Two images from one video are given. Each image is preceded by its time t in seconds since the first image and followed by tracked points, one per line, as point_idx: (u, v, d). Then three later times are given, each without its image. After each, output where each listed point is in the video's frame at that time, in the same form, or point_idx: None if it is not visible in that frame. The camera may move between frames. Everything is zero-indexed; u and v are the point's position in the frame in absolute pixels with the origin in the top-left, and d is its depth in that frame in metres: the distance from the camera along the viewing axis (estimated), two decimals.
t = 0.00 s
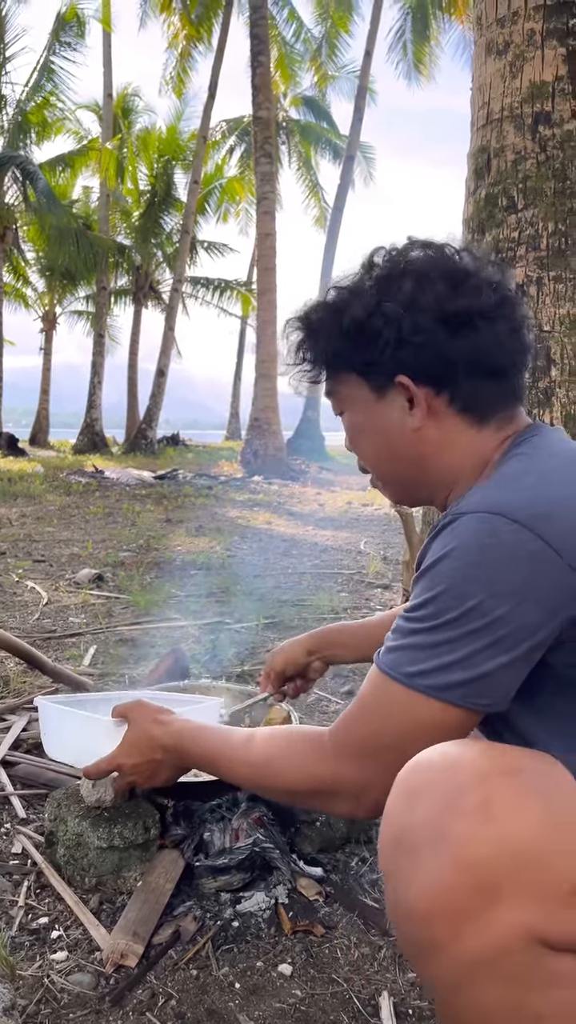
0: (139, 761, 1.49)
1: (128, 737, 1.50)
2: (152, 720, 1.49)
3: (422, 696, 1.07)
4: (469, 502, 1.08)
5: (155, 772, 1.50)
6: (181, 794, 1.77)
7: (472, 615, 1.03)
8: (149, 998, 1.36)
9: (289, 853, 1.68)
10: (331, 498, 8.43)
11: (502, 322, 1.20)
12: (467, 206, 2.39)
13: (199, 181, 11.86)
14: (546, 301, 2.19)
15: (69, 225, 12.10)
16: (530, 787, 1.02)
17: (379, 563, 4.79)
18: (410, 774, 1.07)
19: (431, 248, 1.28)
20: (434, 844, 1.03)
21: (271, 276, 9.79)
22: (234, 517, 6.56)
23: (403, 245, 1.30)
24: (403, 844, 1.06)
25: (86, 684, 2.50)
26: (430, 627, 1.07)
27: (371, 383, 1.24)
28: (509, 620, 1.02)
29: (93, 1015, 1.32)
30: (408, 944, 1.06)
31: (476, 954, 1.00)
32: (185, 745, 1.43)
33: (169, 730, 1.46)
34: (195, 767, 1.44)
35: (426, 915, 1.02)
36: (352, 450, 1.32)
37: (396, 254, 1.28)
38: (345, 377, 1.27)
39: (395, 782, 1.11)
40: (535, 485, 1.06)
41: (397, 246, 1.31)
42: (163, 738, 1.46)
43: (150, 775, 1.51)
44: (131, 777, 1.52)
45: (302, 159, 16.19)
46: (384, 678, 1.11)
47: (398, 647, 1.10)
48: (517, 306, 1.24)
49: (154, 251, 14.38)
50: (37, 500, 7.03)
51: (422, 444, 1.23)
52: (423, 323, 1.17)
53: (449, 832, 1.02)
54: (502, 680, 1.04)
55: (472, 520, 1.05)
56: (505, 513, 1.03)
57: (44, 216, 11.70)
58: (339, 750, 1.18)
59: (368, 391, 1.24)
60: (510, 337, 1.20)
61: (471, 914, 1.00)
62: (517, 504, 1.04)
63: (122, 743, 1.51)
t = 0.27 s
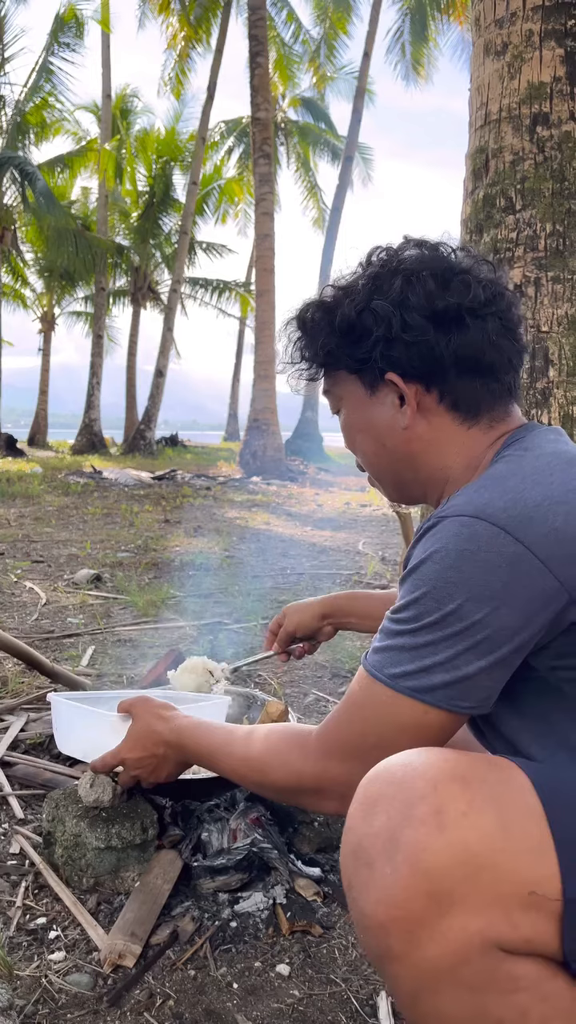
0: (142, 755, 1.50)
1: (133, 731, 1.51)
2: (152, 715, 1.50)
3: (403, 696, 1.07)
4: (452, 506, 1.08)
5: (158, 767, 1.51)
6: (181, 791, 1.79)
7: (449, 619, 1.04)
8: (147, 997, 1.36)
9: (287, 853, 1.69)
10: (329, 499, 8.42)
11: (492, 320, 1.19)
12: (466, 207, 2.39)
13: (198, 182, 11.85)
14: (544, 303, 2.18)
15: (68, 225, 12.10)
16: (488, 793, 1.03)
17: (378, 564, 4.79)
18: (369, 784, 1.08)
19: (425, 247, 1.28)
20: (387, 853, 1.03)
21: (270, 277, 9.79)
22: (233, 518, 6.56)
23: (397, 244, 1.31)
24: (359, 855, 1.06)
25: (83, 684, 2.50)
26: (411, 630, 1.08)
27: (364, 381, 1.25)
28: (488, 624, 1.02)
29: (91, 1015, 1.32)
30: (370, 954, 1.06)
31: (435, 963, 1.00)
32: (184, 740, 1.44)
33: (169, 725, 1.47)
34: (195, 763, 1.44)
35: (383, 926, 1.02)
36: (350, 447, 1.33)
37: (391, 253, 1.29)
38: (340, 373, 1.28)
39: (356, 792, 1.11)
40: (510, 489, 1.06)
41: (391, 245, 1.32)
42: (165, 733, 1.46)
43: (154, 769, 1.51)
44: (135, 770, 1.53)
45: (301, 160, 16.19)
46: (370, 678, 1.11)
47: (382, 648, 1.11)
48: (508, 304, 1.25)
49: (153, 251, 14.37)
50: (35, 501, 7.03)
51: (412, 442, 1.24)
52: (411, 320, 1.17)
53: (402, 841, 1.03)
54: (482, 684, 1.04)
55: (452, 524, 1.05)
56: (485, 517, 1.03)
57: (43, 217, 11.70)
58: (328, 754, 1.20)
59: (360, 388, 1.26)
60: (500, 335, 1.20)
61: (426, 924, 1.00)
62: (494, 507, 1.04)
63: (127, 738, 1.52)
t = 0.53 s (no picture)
0: (145, 750, 1.49)
1: (137, 727, 1.51)
2: (157, 712, 1.50)
3: (393, 698, 1.07)
4: (437, 511, 1.09)
5: (161, 763, 1.50)
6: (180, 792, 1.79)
7: (436, 622, 1.04)
8: (145, 998, 1.36)
9: (285, 854, 1.69)
10: (327, 499, 8.43)
11: (491, 322, 1.20)
12: (464, 207, 2.40)
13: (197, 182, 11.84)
14: (542, 303, 2.18)
15: (66, 225, 12.10)
16: (458, 791, 1.03)
17: (377, 564, 4.79)
18: (343, 786, 1.09)
19: (425, 249, 1.28)
20: (359, 852, 1.04)
21: (268, 277, 9.79)
22: (232, 518, 6.57)
23: (397, 246, 1.31)
24: (335, 856, 1.07)
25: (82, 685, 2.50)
26: (401, 632, 1.08)
27: (363, 381, 1.25)
28: (474, 627, 1.02)
29: (90, 1015, 1.32)
30: (347, 953, 1.06)
31: (408, 961, 1.00)
32: (188, 737, 1.43)
33: (173, 723, 1.47)
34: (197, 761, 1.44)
35: (357, 924, 1.02)
36: (347, 447, 1.33)
37: (392, 254, 1.29)
38: (339, 372, 1.28)
39: (331, 796, 1.12)
40: (494, 493, 1.06)
41: (391, 246, 1.32)
42: (168, 730, 1.47)
43: (157, 764, 1.50)
44: (139, 767, 1.51)
45: (299, 160, 16.19)
46: (361, 680, 1.11)
47: (375, 649, 1.11)
48: (507, 307, 1.25)
49: (152, 252, 14.37)
50: (34, 501, 7.02)
51: (410, 444, 1.24)
52: (412, 321, 1.18)
53: (373, 840, 1.03)
54: (470, 685, 1.04)
55: (437, 529, 1.06)
56: (468, 522, 1.03)
57: (41, 217, 11.70)
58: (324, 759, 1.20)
59: (358, 389, 1.26)
60: (499, 337, 1.21)
61: (397, 921, 1.00)
62: (477, 512, 1.04)
63: (131, 732, 1.52)
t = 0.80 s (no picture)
0: (136, 759, 1.52)
1: (127, 737, 1.52)
2: (146, 723, 1.51)
3: (383, 698, 1.07)
4: (424, 508, 1.09)
5: (153, 771, 1.52)
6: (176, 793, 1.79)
7: (424, 620, 1.04)
8: (143, 997, 1.35)
9: (283, 853, 1.68)
10: (326, 498, 8.42)
11: (472, 328, 1.19)
12: (463, 206, 2.39)
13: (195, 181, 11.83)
14: (541, 303, 2.18)
15: (65, 224, 12.09)
16: (454, 783, 1.03)
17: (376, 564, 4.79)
18: (341, 778, 1.08)
19: (410, 255, 1.28)
20: (355, 845, 1.03)
21: (267, 276, 9.77)
22: (230, 517, 6.56)
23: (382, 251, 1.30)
24: (331, 847, 1.07)
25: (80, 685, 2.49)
26: (389, 632, 1.07)
27: (348, 385, 1.25)
28: (463, 622, 1.02)
29: (87, 1015, 1.31)
30: (344, 945, 1.06)
31: (406, 951, 0.99)
32: (178, 745, 1.44)
33: (164, 731, 1.47)
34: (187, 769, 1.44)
35: (355, 915, 1.02)
36: (333, 448, 1.33)
37: (377, 259, 1.29)
38: (325, 377, 1.28)
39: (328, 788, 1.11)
40: (478, 489, 1.06)
41: (376, 252, 1.31)
42: (157, 738, 1.48)
43: (148, 771, 1.52)
44: (130, 773, 1.54)
45: (298, 159, 16.17)
46: (351, 683, 1.10)
47: (363, 651, 1.10)
48: (491, 312, 1.24)
49: (150, 251, 14.35)
50: (32, 501, 7.00)
51: (394, 446, 1.24)
52: (394, 327, 1.18)
53: (370, 832, 1.03)
54: (462, 681, 1.04)
55: (422, 526, 1.06)
56: (453, 519, 1.03)
57: (40, 216, 11.69)
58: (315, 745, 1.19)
59: (344, 394, 1.26)
60: (480, 343, 1.19)
61: (396, 912, 1.00)
62: (461, 508, 1.04)
63: (121, 741, 1.54)
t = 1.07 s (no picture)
0: (133, 797, 1.43)
1: (120, 773, 1.45)
2: (142, 755, 1.45)
3: (405, 700, 1.06)
4: (428, 503, 1.09)
5: (150, 810, 1.45)
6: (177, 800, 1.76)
7: (443, 614, 1.03)
8: (143, 997, 1.36)
9: (284, 852, 1.68)
10: (325, 497, 8.43)
11: (461, 336, 1.19)
12: (463, 206, 2.39)
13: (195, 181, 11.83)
14: (541, 302, 2.18)
15: (64, 224, 12.10)
16: (483, 778, 1.03)
17: (376, 564, 4.79)
18: (366, 770, 1.06)
19: (403, 265, 1.28)
20: (383, 837, 1.02)
21: (266, 276, 9.77)
22: (230, 517, 6.55)
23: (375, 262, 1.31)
24: (357, 841, 1.05)
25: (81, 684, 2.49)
26: (408, 632, 1.07)
27: (340, 390, 1.25)
28: (477, 614, 1.02)
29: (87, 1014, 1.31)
30: (369, 940, 1.04)
31: (433, 946, 0.98)
32: (179, 780, 1.39)
33: (163, 764, 1.41)
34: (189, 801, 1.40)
35: (383, 908, 1.00)
36: (326, 450, 1.33)
37: (369, 270, 1.29)
38: (317, 382, 1.29)
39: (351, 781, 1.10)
40: (478, 481, 1.08)
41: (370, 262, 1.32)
42: (157, 773, 1.41)
43: (145, 812, 1.45)
44: (123, 815, 1.46)
45: (298, 159, 16.17)
46: (371, 691, 1.10)
47: (379, 662, 1.10)
48: (480, 321, 1.24)
49: (150, 251, 14.35)
50: (32, 501, 6.98)
51: (384, 449, 1.24)
52: (384, 335, 1.18)
53: (398, 826, 1.01)
54: (484, 676, 1.04)
55: (429, 521, 1.06)
56: (460, 509, 1.04)
57: (40, 215, 11.69)
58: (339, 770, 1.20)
59: (335, 397, 1.27)
60: (469, 351, 1.19)
61: (423, 906, 0.98)
62: (467, 502, 1.05)
63: (113, 781, 1.46)
